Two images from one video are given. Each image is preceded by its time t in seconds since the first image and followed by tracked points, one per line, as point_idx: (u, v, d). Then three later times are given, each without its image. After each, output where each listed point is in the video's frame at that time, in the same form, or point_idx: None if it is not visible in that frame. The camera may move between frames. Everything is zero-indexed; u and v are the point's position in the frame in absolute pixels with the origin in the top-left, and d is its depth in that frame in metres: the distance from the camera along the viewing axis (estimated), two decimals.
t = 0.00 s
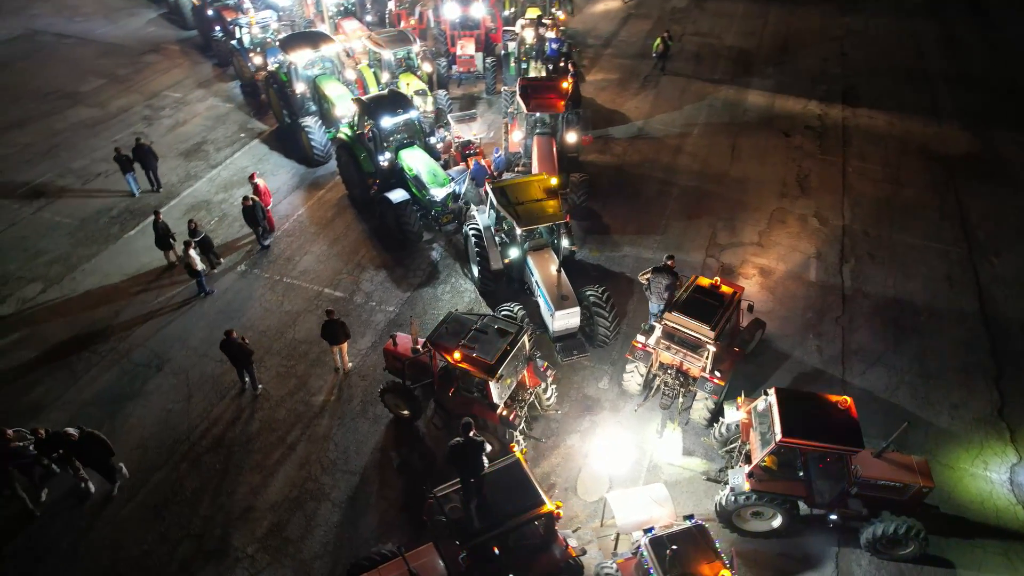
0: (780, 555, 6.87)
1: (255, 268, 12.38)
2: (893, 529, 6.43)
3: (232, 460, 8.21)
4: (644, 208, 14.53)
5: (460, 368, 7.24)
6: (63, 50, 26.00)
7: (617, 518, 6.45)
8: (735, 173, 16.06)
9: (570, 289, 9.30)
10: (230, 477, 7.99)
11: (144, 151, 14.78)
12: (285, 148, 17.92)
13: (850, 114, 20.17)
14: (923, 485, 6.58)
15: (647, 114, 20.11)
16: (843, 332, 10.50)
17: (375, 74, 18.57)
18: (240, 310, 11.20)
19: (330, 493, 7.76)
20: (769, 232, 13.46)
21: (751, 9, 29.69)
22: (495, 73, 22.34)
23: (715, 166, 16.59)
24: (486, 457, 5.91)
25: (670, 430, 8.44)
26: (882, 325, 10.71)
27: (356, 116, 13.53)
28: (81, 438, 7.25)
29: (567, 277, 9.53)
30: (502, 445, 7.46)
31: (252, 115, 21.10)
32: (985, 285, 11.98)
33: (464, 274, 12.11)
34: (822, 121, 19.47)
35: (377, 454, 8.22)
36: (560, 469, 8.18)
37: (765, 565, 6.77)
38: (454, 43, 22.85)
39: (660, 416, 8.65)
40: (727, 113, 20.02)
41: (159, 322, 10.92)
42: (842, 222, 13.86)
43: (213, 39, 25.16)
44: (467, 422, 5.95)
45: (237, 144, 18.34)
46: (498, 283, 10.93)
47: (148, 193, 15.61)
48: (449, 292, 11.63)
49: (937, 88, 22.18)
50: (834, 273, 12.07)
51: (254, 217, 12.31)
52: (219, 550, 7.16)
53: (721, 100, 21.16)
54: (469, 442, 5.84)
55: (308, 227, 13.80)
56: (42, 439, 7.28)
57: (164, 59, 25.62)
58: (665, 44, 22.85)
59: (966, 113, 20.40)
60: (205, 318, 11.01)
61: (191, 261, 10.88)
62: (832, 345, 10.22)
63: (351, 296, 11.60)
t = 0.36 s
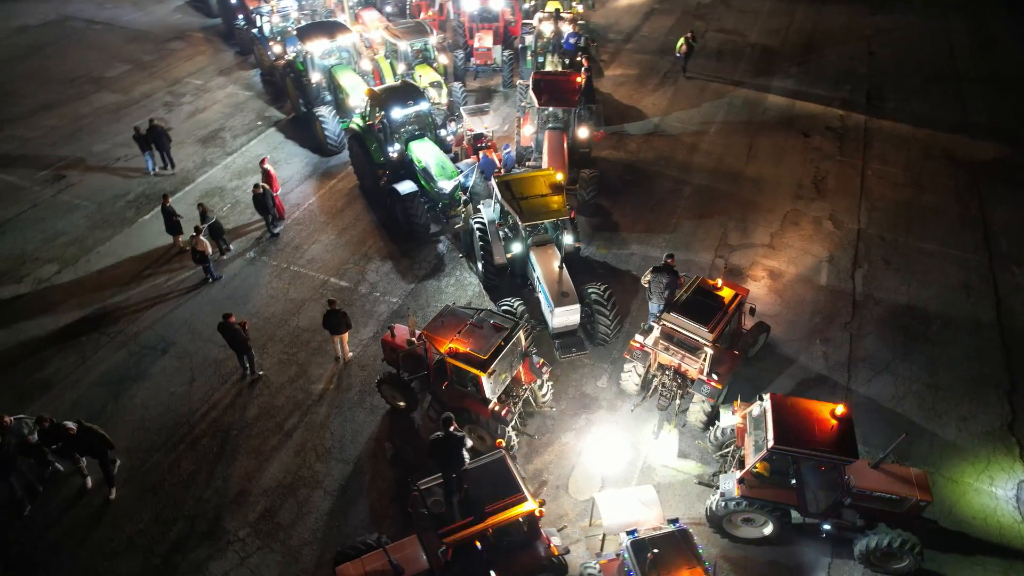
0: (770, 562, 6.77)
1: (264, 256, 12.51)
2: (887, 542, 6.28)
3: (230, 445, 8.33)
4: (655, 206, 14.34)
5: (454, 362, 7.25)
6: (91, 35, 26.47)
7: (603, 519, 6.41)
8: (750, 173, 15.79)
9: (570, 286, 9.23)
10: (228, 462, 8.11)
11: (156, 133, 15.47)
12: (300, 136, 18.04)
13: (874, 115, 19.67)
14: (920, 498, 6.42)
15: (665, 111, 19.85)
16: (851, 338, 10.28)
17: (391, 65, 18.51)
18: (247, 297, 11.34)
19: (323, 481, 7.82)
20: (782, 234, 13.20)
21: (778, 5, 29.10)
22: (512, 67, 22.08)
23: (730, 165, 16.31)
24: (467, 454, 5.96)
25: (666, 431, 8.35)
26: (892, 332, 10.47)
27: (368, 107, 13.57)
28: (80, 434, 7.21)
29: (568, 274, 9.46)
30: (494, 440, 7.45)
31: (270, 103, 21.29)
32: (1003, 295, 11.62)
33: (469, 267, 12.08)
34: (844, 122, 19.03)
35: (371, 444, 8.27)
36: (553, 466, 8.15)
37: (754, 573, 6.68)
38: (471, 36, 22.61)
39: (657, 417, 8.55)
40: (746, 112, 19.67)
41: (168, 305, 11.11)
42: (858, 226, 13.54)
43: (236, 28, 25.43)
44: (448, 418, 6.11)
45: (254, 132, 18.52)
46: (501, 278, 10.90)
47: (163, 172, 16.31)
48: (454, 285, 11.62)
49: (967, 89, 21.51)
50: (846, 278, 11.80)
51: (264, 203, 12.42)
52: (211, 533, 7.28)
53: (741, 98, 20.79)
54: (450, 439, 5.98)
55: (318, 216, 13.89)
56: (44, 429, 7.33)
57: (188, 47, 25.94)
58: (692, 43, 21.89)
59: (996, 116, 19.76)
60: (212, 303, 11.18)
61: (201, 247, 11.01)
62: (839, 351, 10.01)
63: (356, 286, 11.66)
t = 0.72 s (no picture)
0: (760, 569, 6.66)
1: (273, 242, 12.62)
2: (881, 554, 6.13)
3: (228, 428, 8.44)
4: (667, 203, 14.15)
5: (446, 354, 7.25)
6: (118, 21, 26.87)
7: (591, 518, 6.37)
8: (766, 173, 15.50)
9: (571, 281, 9.16)
10: (225, 444, 8.22)
11: (173, 113, 15.84)
12: (316, 125, 18.13)
13: (899, 116, 19.15)
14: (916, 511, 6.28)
15: (683, 107, 19.55)
16: (860, 344, 10.05)
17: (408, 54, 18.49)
18: (254, 282, 11.46)
19: (316, 467, 7.88)
20: (795, 235, 12.94)
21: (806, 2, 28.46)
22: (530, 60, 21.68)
23: (747, 164, 16.01)
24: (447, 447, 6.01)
25: (663, 432, 8.24)
26: (903, 340, 10.21)
27: (380, 97, 13.57)
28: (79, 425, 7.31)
29: (569, 269, 9.39)
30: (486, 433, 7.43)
31: (288, 91, 21.43)
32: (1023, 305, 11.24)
33: (475, 259, 12.01)
34: (867, 123, 18.56)
35: (367, 433, 8.31)
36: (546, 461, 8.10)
37: None
38: (489, 28, 22.34)
39: (654, 417, 8.45)
40: (767, 110, 19.28)
41: (176, 288, 11.27)
42: (874, 229, 13.21)
43: (258, 16, 25.62)
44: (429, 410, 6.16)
45: (271, 119, 18.66)
46: (505, 271, 10.84)
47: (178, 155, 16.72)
48: (458, 277, 11.58)
49: (999, 92, 20.82)
50: (858, 282, 11.53)
51: (274, 189, 12.50)
52: (204, 514, 7.39)
53: (762, 96, 20.39)
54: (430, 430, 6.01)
55: (328, 205, 13.97)
56: (44, 416, 7.50)
57: (212, 34, 26.22)
58: (715, 43, 21.07)
59: None
60: (220, 287, 11.32)
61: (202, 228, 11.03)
62: (846, 356, 9.80)
63: (361, 275, 11.70)
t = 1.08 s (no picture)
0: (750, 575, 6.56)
1: (282, 228, 12.71)
2: (874, 565, 5.99)
3: (227, 411, 8.56)
4: (679, 200, 13.94)
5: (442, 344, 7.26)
6: (145, 7, 27.21)
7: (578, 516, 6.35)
8: (783, 172, 15.19)
9: (573, 276, 9.07)
10: (223, 426, 8.34)
11: (195, 93, 16.32)
12: (332, 113, 18.17)
13: (925, 117, 18.61)
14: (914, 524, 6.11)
15: (703, 103, 19.21)
16: (869, 350, 9.82)
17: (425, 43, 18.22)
18: (261, 268, 11.54)
19: (311, 452, 7.94)
20: (808, 237, 12.67)
21: None
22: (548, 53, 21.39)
23: (764, 162, 15.67)
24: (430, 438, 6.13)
25: (660, 432, 8.12)
26: (914, 347, 9.95)
27: (392, 87, 13.58)
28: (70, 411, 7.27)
29: (571, 264, 9.30)
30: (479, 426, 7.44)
31: (306, 78, 21.51)
32: None
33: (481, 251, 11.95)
34: (891, 123, 18.08)
35: (362, 421, 8.33)
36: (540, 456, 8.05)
37: None
38: (508, 18, 22.29)
39: (652, 416, 8.33)
40: (788, 108, 18.87)
41: (185, 271, 11.44)
42: (891, 233, 12.87)
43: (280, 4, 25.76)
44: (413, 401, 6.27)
45: (288, 106, 18.76)
46: (509, 264, 10.78)
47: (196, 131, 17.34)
48: (464, 269, 11.53)
49: None
50: (871, 286, 11.26)
51: (286, 176, 12.59)
52: (199, 494, 7.51)
53: (784, 94, 19.95)
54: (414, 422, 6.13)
55: (339, 193, 14.01)
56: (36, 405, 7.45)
57: (235, 20, 26.42)
58: (741, 46, 19.96)
59: None
60: (229, 272, 11.44)
61: (201, 212, 11.14)
62: (853, 362, 9.58)
63: (367, 264, 11.74)
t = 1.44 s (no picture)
0: None
1: (287, 217, 12.76)
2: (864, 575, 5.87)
3: (224, 397, 8.63)
4: (688, 198, 13.74)
5: (434, 337, 7.20)
6: None
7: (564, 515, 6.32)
8: (796, 172, 14.90)
9: (571, 272, 8.97)
10: (219, 412, 8.41)
11: (208, 77, 16.60)
12: (343, 103, 18.17)
13: (947, 119, 18.14)
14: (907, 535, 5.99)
15: (718, 100, 18.90)
16: (873, 355, 9.61)
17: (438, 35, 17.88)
18: (264, 256, 11.60)
19: (303, 441, 7.97)
20: (817, 238, 12.43)
21: None
22: (562, 47, 21.10)
23: (777, 162, 15.38)
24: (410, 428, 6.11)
25: (653, 432, 8.02)
26: (921, 354, 9.73)
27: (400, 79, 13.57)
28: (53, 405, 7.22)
29: (570, 260, 9.18)
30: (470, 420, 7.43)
31: (320, 68, 21.54)
32: None
33: (483, 245, 11.86)
34: (911, 124, 17.65)
35: (356, 411, 8.35)
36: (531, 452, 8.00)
37: None
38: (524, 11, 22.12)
39: (647, 416, 8.23)
40: (805, 107, 18.51)
41: (190, 257, 11.54)
42: (904, 237, 12.58)
43: None
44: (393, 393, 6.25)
45: (300, 96, 18.81)
46: (511, 258, 10.70)
47: (209, 114, 17.62)
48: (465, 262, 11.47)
49: None
50: (880, 291, 11.01)
51: (293, 165, 12.70)
52: (191, 479, 7.60)
53: (802, 92, 19.55)
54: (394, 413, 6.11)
55: (345, 183, 14.02)
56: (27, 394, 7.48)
57: (253, 9, 26.52)
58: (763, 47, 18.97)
59: None
60: (233, 259, 11.52)
61: (205, 193, 11.45)
62: (857, 367, 9.39)
63: (370, 254, 11.74)
